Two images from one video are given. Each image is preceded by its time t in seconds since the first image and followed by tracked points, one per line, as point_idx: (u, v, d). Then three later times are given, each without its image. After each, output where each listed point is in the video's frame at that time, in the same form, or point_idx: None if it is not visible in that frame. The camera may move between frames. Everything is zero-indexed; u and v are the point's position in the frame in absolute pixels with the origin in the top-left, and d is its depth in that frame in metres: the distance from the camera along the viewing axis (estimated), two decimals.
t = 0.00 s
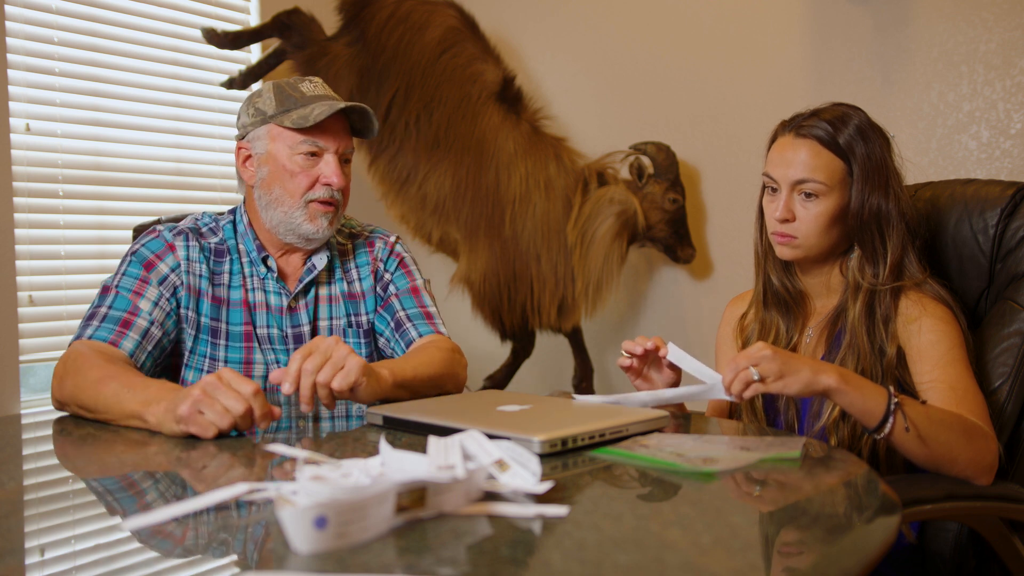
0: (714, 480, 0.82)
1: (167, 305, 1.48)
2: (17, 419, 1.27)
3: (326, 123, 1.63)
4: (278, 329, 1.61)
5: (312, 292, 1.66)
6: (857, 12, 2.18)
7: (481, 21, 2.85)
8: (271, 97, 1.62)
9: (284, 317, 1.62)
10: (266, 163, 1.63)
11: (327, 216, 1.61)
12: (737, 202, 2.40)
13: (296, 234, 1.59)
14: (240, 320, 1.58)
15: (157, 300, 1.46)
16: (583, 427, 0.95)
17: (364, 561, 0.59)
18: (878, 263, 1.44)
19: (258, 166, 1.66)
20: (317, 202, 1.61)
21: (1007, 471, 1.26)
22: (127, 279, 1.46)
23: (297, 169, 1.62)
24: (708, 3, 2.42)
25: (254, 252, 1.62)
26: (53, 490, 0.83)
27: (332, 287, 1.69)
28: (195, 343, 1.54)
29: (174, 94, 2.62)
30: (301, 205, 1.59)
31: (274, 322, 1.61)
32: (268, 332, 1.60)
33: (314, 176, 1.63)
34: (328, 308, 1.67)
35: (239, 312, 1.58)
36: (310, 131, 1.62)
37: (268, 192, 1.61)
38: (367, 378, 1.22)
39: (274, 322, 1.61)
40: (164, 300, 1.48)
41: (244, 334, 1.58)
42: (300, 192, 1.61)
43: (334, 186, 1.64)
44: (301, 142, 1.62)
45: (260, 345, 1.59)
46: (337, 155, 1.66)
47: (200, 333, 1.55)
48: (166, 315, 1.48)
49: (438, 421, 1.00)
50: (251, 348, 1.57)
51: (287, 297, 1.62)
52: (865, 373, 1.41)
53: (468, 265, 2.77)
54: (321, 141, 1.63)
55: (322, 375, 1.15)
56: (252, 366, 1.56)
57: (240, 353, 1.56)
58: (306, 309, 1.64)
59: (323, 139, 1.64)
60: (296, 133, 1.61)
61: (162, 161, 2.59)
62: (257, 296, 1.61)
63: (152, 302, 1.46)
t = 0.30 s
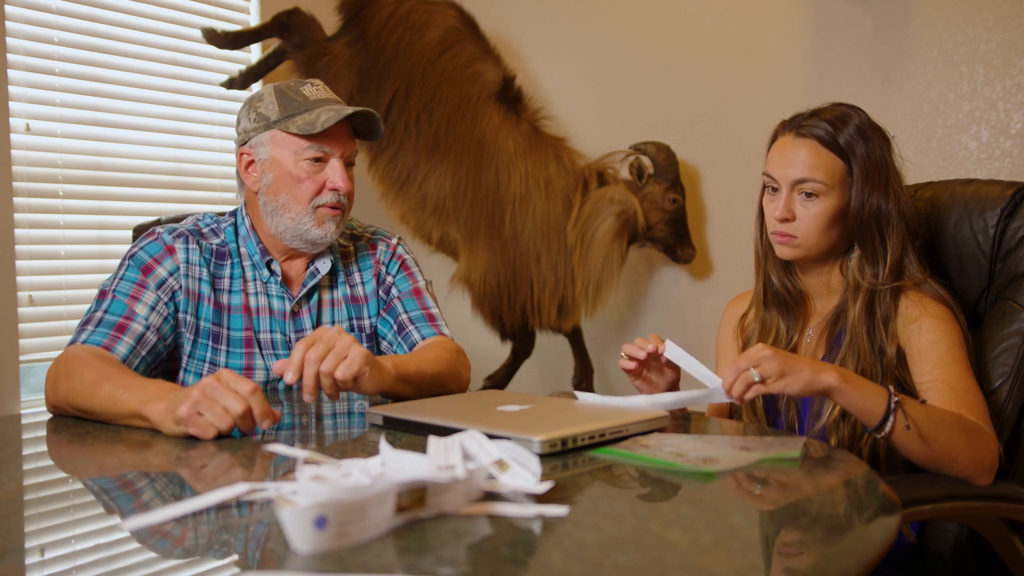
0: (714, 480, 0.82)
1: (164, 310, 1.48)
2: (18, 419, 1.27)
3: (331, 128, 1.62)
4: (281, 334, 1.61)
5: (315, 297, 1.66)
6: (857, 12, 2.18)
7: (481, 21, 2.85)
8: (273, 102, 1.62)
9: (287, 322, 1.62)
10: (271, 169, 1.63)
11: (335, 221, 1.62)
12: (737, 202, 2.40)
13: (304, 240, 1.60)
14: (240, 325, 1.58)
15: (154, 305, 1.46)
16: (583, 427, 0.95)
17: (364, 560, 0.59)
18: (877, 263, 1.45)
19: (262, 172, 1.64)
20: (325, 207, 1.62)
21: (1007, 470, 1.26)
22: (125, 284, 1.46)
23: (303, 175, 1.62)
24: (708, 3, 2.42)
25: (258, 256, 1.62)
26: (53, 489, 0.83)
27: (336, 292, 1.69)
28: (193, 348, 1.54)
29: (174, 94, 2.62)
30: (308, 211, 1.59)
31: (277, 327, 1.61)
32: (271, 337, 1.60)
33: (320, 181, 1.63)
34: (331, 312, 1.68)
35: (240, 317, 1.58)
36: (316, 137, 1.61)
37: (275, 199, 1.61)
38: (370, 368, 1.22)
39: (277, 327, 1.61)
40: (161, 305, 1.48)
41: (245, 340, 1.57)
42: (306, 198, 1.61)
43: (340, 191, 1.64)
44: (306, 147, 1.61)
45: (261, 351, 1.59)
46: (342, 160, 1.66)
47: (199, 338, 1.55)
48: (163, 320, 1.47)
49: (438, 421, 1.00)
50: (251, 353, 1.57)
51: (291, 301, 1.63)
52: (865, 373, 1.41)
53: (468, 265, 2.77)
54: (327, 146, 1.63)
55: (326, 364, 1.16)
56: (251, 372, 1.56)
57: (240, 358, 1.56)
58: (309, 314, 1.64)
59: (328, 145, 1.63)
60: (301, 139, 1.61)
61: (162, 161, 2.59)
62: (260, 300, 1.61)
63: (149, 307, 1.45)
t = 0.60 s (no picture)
0: (714, 480, 0.82)
1: (165, 312, 1.48)
2: (18, 419, 1.27)
3: (333, 129, 1.62)
4: (285, 334, 1.61)
5: (318, 298, 1.66)
6: (857, 12, 2.18)
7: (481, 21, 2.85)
8: (274, 103, 1.62)
9: (290, 322, 1.62)
10: (273, 170, 1.63)
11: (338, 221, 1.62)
12: (737, 202, 2.40)
13: (308, 241, 1.60)
14: (242, 326, 1.58)
15: (155, 307, 1.46)
16: (583, 427, 0.95)
17: (364, 560, 0.59)
18: (876, 263, 1.45)
19: (263, 174, 1.65)
20: (328, 208, 1.62)
21: (1007, 470, 1.25)
22: (126, 286, 1.46)
23: (305, 176, 1.62)
24: (708, 3, 2.42)
25: (260, 257, 1.62)
26: (53, 490, 0.83)
27: (338, 293, 1.69)
28: (195, 349, 1.54)
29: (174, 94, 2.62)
30: (311, 212, 1.60)
31: (280, 327, 1.61)
32: (273, 338, 1.60)
33: (322, 182, 1.63)
34: (333, 313, 1.68)
35: (241, 319, 1.58)
36: (317, 138, 1.61)
37: (277, 201, 1.61)
38: (371, 366, 1.23)
39: (280, 327, 1.61)
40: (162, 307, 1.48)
41: (246, 341, 1.57)
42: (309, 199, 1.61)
43: (343, 191, 1.64)
44: (308, 148, 1.61)
45: (263, 351, 1.59)
46: (344, 160, 1.66)
47: (200, 339, 1.55)
48: (164, 323, 1.48)
49: (439, 421, 1.00)
50: (253, 354, 1.57)
51: (294, 302, 1.62)
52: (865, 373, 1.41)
53: (468, 264, 2.77)
54: (329, 147, 1.63)
55: (326, 363, 1.15)
56: (252, 372, 1.56)
57: (241, 360, 1.56)
58: (312, 315, 1.64)
59: (329, 145, 1.63)
60: (302, 140, 1.61)
61: (162, 161, 2.59)
62: (263, 301, 1.61)
63: (150, 309, 1.45)
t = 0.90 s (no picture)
0: (714, 480, 0.82)
1: (166, 312, 1.48)
2: (18, 419, 1.27)
3: (339, 128, 1.63)
4: (287, 334, 1.61)
5: (319, 297, 1.67)
6: (857, 12, 2.18)
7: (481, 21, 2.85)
8: (278, 103, 1.62)
9: (292, 321, 1.62)
10: (278, 170, 1.63)
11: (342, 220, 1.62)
12: (737, 202, 2.40)
13: (313, 240, 1.60)
14: (243, 326, 1.58)
15: (156, 308, 1.46)
16: (583, 427, 0.95)
17: (364, 560, 0.59)
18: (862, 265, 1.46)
19: (268, 173, 1.64)
20: (332, 207, 1.62)
21: (1007, 470, 1.25)
22: (127, 286, 1.46)
23: (311, 175, 1.62)
24: (708, 3, 2.42)
25: (263, 257, 1.62)
26: (53, 490, 0.83)
27: (340, 292, 1.69)
28: (196, 349, 1.54)
29: (174, 94, 2.62)
30: (316, 211, 1.60)
31: (282, 327, 1.61)
32: (274, 337, 1.60)
33: (327, 181, 1.63)
34: (335, 312, 1.68)
35: (242, 318, 1.58)
36: (323, 137, 1.62)
37: (282, 200, 1.61)
38: (371, 367, 1.23)
39: (282, 326, 1.61)
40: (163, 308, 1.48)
41: (247, 340, 1.58)
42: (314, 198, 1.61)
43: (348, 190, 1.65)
44: (314, 147, 1.61)
45: (265, 351, 1.59)
46: (348, 159, 1.66)
47: (201, 339, 1.55)
48: (165, 323, 1.48)
49: (438, 421, 1.00)
50: (254, 354, 1.58)
51: (296, 301, 1.63)
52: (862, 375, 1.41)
53: (468, 264, 2.77)
54: (334, 146, 1.63)
55: (326, 363, 1.15)
56: (253, 371, 1.56)
57: (242, 359, 1.57)
58: (314, 314, 1.64)
59: (335, 144, 1.64)
60: (307, 139, 1.61)
61: (162, 161, 2.59)
62: (264, 300, 1.61)
63: (151, 310, 1.45)
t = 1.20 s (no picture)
0: (714, 480, 0.82)
1: (167, 313, 1.48)
2: (18, 419, 1.27)
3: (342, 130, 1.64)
4: (288, 335, 1.61)
5: (320, 298, 1.67)
6: (857, 12, 2.18)
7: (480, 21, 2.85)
8: (281, 104, 1.62)
9: (293, 322, 1.62)
10: (280, 171, 1.63)
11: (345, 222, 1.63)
12: (737, 202, 2.40)
13: (314, 241, 1.60)
14: (243, 327, 1.58)
15: (156, 308, 1.46)
16: (583, 427, 0.95)
17: (364, 561, 0.59)
18: (870, 266, 1.47)
19: (270, 174, 1.64)
20: (335, 208, 1.63)
21: (1007, 470, 1.25)
22: (127, 287, 1.46)
23: (314, 177, 1.62)
24: (708, 3, 2.42)
25: (263, 258, 1.62)
26: (53, 489, 0.83)
27: (341, 292, 1.69)
28: (196, 350, 1.54)
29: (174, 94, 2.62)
30: (319, 212, 1.60)
31: (282, 327, 1.61)
32: (274, 338, 1.60)
33: (330, 183, 1.64)
34: (335, 313, 1.68)
35: (243, 319, 1.58)
36: (327, 138, 1.62)
37: (285, 201, 1.61)
38: (371, 367, 1.23)
39: (282, 327, 1.61)
40: (164, 308, 1.48)
41: (247, 341, 1.58)
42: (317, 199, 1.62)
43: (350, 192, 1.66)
44: (317, 148, 1.62)
45: (265, 352, 1.59)
46: (351, 161, 1.67)
47: (201, 340, 1.55)
48: (165, 323, 1.48)
49: (439, 421, 1.00)
50: (254, 354, 1.58)
51: (297, 302, 1.63)
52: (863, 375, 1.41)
53: (468, 264, 2.77)
54: (338, 148, 1.64)
55: (327, 362, 1.15)
56: (254, 372, 1.56)
57: (242, 359, 1.57)
58: (315, 315, 1.64)
59: (339, 145, 1.64)
60: (311, 140, 1.61)
61: (162, 161, 2.59)
62: (265, 301, 1.61)
63: (151, 310, 1.45)
